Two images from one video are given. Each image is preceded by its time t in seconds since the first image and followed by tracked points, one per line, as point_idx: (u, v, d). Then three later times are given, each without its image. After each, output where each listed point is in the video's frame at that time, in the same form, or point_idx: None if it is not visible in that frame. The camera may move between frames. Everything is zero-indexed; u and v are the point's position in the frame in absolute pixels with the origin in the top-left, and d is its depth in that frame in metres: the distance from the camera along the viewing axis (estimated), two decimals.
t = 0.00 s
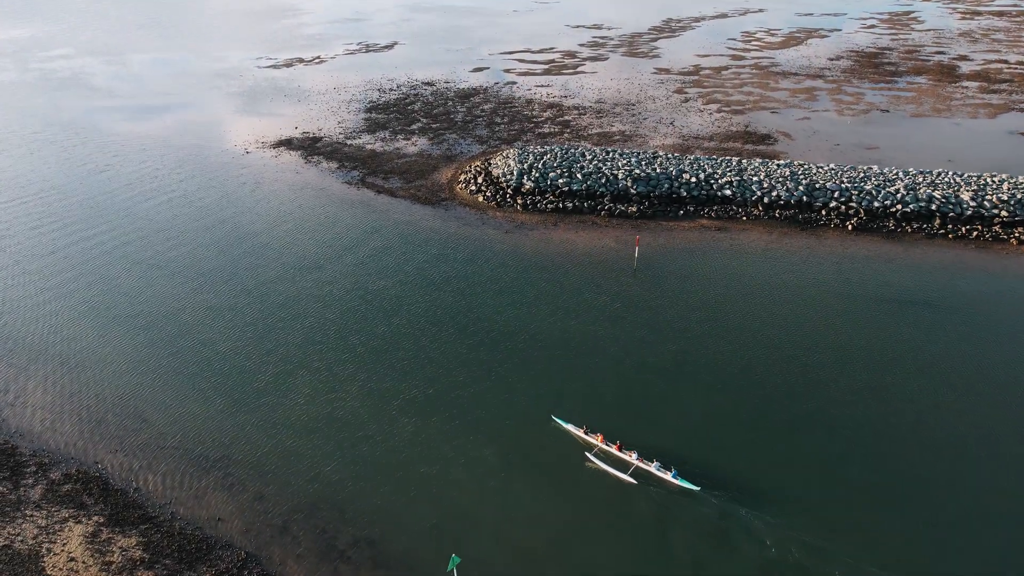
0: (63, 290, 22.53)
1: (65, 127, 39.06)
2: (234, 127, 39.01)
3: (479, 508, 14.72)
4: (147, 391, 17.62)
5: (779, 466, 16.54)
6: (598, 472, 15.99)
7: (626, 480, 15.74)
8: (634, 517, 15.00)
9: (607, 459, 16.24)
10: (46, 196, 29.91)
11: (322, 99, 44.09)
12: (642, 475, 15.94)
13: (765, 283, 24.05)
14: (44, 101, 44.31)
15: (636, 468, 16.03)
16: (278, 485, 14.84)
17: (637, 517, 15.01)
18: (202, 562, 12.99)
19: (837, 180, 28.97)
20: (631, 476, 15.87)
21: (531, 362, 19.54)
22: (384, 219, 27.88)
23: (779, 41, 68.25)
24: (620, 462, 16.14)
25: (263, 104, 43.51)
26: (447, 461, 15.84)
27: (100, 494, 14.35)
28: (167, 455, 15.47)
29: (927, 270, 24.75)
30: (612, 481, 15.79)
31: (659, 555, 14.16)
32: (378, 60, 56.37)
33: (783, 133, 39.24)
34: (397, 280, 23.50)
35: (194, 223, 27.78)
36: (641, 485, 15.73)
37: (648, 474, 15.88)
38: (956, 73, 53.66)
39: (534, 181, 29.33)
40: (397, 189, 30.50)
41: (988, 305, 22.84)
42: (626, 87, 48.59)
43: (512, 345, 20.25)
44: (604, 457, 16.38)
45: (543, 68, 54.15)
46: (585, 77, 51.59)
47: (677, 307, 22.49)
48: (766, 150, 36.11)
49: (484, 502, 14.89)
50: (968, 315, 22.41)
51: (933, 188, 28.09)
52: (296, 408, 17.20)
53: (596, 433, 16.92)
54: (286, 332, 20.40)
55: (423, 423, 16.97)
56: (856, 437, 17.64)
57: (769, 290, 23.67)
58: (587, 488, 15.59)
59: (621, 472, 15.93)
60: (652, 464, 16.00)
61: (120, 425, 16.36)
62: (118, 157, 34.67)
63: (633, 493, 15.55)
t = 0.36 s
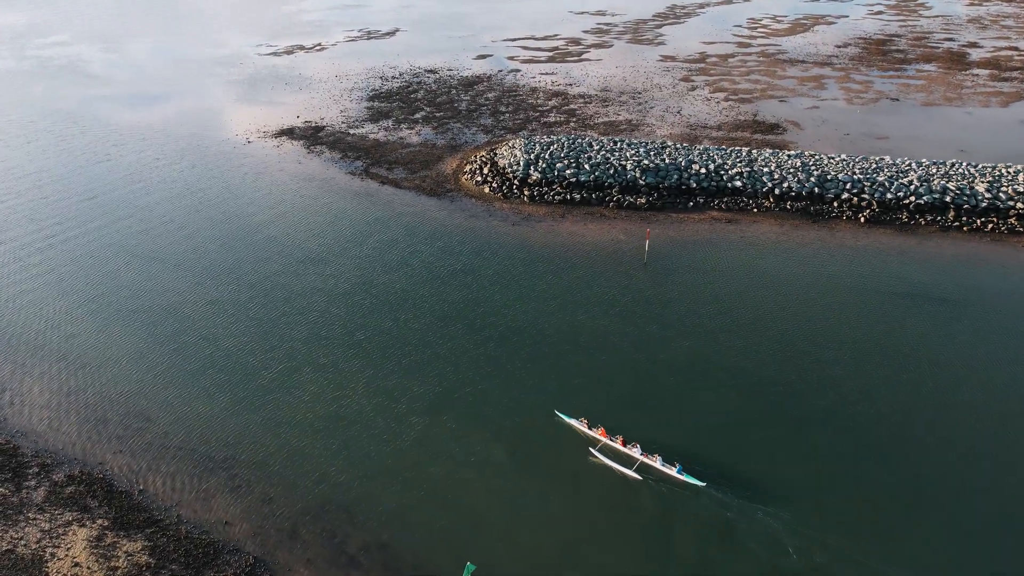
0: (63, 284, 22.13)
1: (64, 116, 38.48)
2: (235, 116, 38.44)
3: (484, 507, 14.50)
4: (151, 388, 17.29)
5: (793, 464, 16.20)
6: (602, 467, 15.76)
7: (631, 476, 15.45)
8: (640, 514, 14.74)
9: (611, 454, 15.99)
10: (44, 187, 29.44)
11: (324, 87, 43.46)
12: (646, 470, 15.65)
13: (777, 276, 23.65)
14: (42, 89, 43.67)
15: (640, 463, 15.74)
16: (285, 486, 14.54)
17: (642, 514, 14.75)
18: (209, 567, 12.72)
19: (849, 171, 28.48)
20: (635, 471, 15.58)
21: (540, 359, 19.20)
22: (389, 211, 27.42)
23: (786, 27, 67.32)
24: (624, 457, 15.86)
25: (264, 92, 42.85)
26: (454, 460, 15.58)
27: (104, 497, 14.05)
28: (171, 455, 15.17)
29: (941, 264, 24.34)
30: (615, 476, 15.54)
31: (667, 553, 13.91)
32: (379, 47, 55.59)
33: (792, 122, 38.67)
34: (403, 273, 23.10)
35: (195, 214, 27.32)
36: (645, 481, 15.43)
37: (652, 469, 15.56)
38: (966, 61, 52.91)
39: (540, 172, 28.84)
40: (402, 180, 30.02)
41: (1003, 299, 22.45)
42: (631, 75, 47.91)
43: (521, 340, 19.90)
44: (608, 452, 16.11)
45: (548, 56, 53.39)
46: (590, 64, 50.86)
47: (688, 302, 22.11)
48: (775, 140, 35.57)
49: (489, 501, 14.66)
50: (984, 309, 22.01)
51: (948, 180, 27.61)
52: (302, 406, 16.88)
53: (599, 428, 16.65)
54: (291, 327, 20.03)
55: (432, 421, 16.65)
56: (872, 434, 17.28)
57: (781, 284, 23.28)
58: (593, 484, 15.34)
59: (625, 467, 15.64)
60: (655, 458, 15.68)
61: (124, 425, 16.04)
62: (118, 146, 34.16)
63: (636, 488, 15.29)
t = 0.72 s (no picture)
0: (63, 278, 21.75)
1: (61, 105, 37.90)
2: (236, 105, 37.87)
3: (487, 506, 14.26)
4: (154, 386, 16.97)
5: (808, 462, 15.87)
6: (606, 463, 15.57)
7: (635, 472, 15.28)
8: (646, 511, 14.54)
9: (615, 450, 15.80)
10: (43, 178, 28.98)
11: (326, 75, 42.79)
12: (651, 466, 15.48)
13: (791, 271, 23.24)
14: (39, 77, 43.00)
15: (645, 459, 15.56)
16: (292, 488, 14.24)
17: (649, 510, 14.54)
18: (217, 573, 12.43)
19: (862, 162, 27.98)
20: (640, 467, 15.41)
21: (550, 355, 18.87)
22: (394, 202, 26.97)
23: (792, 14, 66.33)
24: (629, 453, 15.67)
25: (265, 80, 42.22)
26: (461, 458, 15.33)
27: (108, 500, 13.76)
28: (176, 456, 14.86)
29: (956, 257, 23.92)
30: (620, 472, 15.36)
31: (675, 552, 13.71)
32: (381, 34, 54.77)
33: (801, 111, 38.10)
34: (410, 267, 22.71)
35: (196, 206, 26.90)
36: (650, 477, 15.25)
37: (657, 465, 15.40)
38: (977, 48, 52.12)
39: (548, 163, 28.34)
40: (406, 171, 29.52)
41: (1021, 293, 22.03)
42: (637, 63, 47.21)
43: (530, 336, 19.56)
44: (613, 448, 15.92)
45: (552, 43, 52.66)
46: (595, 52, 50.12)
47: (699, 296, 21.74)
48: (785, 130, 35.03)
49: (493, 500, 14.40)
50: (1002, 303, 21.59)
51: (962, 171, 27.11)
52: (309, 404, 16.56)
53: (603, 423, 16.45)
54: (297, 322, 19.67)
55: (440, 420, 16.34)
56: (888, 430, 16.94)
57: (795, 278, 22.88)
58: (598, 481, 15.14)
59: (630, 463, 15.46)
60: (660, 454, 15.52)
61: (128, 425, 15.72)
62: (117, 136, 33.65)
63: (642, 484, 15.11)
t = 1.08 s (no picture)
0: (63, 274, 21.41)
1: (60, 96, 37.39)
2: (238, 96, 37.33)
3: (490, 509, 13.97)
4: (157, 386, 16.63)
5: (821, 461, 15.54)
6: (609, 460, 15.33)
7: (639, 470, 15.03)
8: (652, 509, 14.28)
9: (618, 447, 15.55)
10: (42, 172, 28.55)
11: (328, 65, 42.17)
12: (655, 463, 15.23)
13: (804, 266, 22.85)
14: (38, 67, 42.38)
15: (649, 457, 15.32)
16: (299, 493, 13.94)
17: (655, 509, 14.29)
18: None
19: (875, 155, 27.50)
20: (644, 464, 15.16)
21: (560, 354, 18.52)
22: (399, 196, 26.54)
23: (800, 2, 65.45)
24: (632, 450, 15.43)
25: (266, 70, 41.62)
26: (465, 458, 15.08)
27: (112, 505, 13.47)
28: (181, 460, 14.56)
29: (971, 252, 23.50)
30: (625, 470, 15.09)
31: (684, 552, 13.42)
32: (383, 23, 54.04)
33: (810, 102, 37.55)
34: (416, 263, 22.32)
35: (198, 199, 26.50)
36: (654, 474, 15.01)
37: (661, 462, 15.17)
38: (987, 37, 51.35)
39: (555, 156, 27.88)
40: (411, 163, 29.07)
41: None
42: (643, 52, 46.57)
43: (539, 334, 19.21)
44: (616, 445, 15.67)
45: (556, 32, 51.94)
46: (601, 41, 49.42)
47: (710, 293, 21.36)
48: (794, 121, 34.52)
49: (496, 503, 14.13)
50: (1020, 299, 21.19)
51: (977, 164, 26.64)
52: (315, 405, 16.23)
53: (607, 421, 16.19)
54: (302, 320, 19.31)
55: (449, 421, 16.02)
56: (903, 427, 16.60)
57: (807, 274, 22.49)
58: (603, 479, 14.87)
59: (634, 461, 15.21)
60: (664, 452, 15.29)
61: (131, 427, 15.41)
62: (116, 127, 33.17)
63: (646, 481, 14.86)
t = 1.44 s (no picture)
0: (63, 272, 21.03)
1: (58, 88, 36.85)
2: (239, 88, 36.80)
3: (498, 515, 13.66)
4: (161, 389, 16.28)
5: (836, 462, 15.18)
6: (611, 459, 15.09)
7: (643, 470, 14.81)
8: (659, 509, 14.02)
9: (622, 447, 15.31)
10: (41, 166, 28.09)
11: (330, 57, 41.58)
12: (658, 463, 15.02)
13: (817, 264, 22.46)
14: (36, 59, 41.79)
15: (652, 456, 15.12)
16: (308, 500, 13.62)
17: (663, 510, 14.02)
18: None
19: (888, 150, 27.04)
20: (647, 465, 14.94)
21: (570, 355, 18.16)
22: (404, 192, 26.12)
23: None
24: (636, 450, 15.21)
25: (267, 62, 41.03)
26: (471, 461, 14.81)
27: (116, 514, 13.17)
28: (186, 465, 14.24)
29: (987, 249, 23.10)
30: (632, 471, 14.82)
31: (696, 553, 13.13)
32: (386, 14, 53.33)
33: (820, 95, 37.01)
34: (423, 260, 21.94)
35: (199, 195, 26.09)
36: (658, 474, 14.78)
37: (664, 462, 14.95)
38: (997, 28, 50.69)
39: (563, 150, 27.41)
40: (416, 158, 28.63)
41: None
42: (649, 44, 45.97)
43: (549, 334, 18.85)
44: (619, 444, 15.43)
45: (561, 23, 51.27)
46: (606, 33, 48.78)
47: (722, 292, 21.00)
48: (804, 114, 34.02)
49: (505, 507, 13.83)
50: None
51: (992, 159, 26.19)
52: (321, 407, 15.88)
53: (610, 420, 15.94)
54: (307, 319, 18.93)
55: (458, 425, 15.69)
56: (921, 426, 16.22)
57: (821, 271, 22.09)
58: (609, 479, 14.60)
59: (638, 461, 14.98)
60: (668, 451, 15.07)
61: (134, 431, 15.08)
62: (116, 121, 32.69)
63: (652, 482, 14.62)
